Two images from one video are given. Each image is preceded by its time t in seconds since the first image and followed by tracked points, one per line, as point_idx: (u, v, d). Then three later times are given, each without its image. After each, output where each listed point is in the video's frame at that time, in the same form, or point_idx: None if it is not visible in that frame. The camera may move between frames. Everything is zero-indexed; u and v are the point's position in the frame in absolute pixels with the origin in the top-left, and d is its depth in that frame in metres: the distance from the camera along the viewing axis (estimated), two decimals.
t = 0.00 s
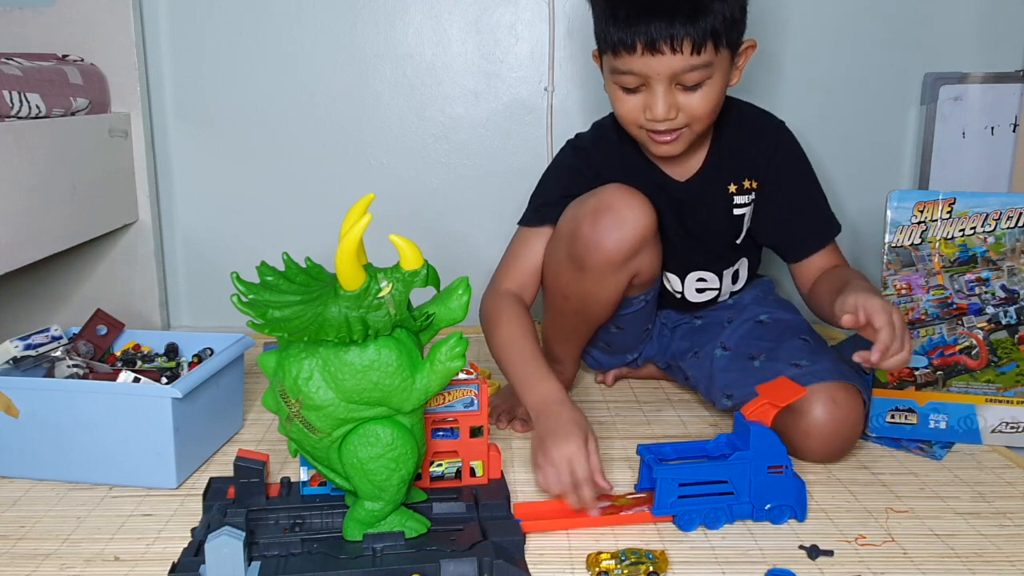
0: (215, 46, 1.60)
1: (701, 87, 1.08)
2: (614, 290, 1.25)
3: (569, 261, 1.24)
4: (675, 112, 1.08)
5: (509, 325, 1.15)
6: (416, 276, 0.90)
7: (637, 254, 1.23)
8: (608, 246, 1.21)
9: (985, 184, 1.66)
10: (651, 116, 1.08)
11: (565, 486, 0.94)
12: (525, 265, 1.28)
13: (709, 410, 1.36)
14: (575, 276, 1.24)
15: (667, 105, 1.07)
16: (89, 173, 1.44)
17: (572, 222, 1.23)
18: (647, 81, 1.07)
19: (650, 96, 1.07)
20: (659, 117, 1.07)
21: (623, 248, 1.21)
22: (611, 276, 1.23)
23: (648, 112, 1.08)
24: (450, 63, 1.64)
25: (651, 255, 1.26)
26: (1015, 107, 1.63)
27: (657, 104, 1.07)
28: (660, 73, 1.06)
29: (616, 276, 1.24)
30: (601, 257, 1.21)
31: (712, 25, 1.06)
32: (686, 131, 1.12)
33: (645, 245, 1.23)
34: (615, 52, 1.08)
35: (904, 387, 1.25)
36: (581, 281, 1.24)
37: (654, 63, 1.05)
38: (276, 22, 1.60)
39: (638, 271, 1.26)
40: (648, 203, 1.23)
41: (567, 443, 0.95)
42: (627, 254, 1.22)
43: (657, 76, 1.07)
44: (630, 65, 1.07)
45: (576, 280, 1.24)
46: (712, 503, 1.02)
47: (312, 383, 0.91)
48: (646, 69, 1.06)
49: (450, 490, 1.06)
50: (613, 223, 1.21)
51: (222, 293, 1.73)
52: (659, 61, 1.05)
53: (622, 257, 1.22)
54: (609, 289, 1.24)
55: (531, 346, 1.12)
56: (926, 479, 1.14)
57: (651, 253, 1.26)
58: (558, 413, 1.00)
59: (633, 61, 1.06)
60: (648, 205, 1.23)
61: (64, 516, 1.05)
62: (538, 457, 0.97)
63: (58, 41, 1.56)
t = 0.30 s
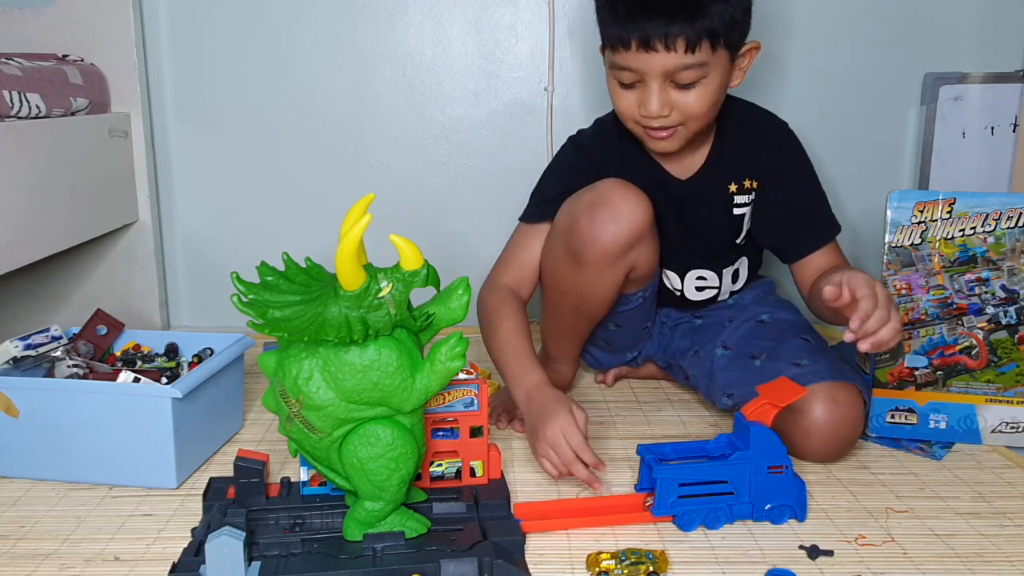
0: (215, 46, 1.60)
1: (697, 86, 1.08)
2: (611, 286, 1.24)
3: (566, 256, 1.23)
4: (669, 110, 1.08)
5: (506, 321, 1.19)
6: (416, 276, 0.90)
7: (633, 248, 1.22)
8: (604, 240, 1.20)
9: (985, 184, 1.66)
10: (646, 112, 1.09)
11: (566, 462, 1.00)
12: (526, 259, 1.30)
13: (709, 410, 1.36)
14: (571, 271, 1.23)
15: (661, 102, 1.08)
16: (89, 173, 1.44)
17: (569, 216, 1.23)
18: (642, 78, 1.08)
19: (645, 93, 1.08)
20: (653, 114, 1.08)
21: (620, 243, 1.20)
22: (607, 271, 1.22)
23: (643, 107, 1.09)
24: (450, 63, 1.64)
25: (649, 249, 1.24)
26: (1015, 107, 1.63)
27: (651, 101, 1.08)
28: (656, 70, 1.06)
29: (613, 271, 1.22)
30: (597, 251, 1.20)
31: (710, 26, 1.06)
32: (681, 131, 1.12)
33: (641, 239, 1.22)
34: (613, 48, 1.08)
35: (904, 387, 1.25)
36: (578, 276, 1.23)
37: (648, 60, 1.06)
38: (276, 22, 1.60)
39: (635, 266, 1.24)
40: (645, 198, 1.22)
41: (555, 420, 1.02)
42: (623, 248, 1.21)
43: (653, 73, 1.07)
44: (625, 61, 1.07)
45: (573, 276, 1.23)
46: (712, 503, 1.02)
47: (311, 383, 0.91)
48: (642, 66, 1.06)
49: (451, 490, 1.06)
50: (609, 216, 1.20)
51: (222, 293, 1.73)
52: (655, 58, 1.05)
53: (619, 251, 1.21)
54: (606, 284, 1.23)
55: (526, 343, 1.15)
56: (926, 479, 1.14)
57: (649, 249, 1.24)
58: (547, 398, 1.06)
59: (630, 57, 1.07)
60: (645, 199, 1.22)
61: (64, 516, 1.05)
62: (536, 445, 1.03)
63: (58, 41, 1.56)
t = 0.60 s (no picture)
0: (215, 46, 1.60)
1: (668, 85, 1.11)
2: (608, 279, 1.25)
3: (563, 250, 1.24)
4: (637, 106, 1.12)
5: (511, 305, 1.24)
6: (416, 276, 0.90)
7: (628, 241, 1.23)
8: (602, 233, 1.21)
9: (985, 184, 1.66)
10: (617, 106, 1.13)
11: (579, 419, 1.07)
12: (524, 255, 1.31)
13: (710, 410, 1.36)
14: (568, 265, 1.24)
15: (629, 97, 1.12)
16: (88, 173, 1.44)
17: (563, 210, 1.24)
18: (615, 73, 1.12)
19: (616, 88, 1.12)
20: (620, 108, 1.12)
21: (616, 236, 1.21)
22: (604, 264, 1.23)
23: (614, 101, 1.13)
24: (450, 63, 1.64)
25: (644, 243, 1.26)
26: (1015, 107, 1.63)
27: (620, 95, 1.12)
28: (625, 66, 1.11)
29: (609, 264, 1.23)
30: (594, 245, 1.21)
31: (677, 28, 1.09)
32: (655, 129, 1.15)
33: (637, 232, 1.24)
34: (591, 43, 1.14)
35: (904, 387, 1.25)
36: (575, 270, 1.24)
37: (616, 57, 1.10)
38: (276, 22, 1.60)
39: (631, 260, 1.25)
40: (641, 193, 1.24)
41: (573, 381, 1.10)
42: (620, 241, 1.22)
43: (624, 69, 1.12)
44: (600, 57, 1.12)
45: (570, 270, 1.24)
46: (712, 503, 1.02)
47: (312, 383, 0.91)
48: (612, 61, 1.11)
49: (450, 490, 1.06)
50: (606, 210, 1.21)
51: (222, 293, 1.73)
52: (623, 54, 1.10)
53: (616, 244, 1.22)
54: (603, 277, 1.24)
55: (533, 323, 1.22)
56: (926, 479, 1.14)
57: (645, 242, 1.26)
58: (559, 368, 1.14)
59: (602, 53, 1.12)
60: (641, 194, 1.24)
61: (64, 516, 1.05)
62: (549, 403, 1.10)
63: (58, 41, 1.56)
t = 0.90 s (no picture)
0: (215, 46, 1.60)
1: (663, 67, 1.12)
2: (599, 270, 1.26)
3: (552, 243, 1.26)
4: (632, 89, 1.13)
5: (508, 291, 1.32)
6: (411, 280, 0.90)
7: (618, 232, 1.25)
8: (588, 222, 1.23)
9: (985, 184, 1.66)
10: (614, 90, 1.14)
11: (517, 380, 1.16)
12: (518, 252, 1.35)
13: (710, 410, 1.36)
14: (558, 259, 1.26)
15: (626, 80, 1.12)
16: (89, 173, 1.44)
17: (548, 205, 1.27)
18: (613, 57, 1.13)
19: (613, 71, 1.13)
20: (616, 92, 1.13)
21: (604, 226, 1.24)
22: (593, 255, 1.25)
23: (611, 85, 1.14)
24: (450, 63, 1.64)
25: (635, 233, 1.27)
26: (1015, 107, 1.63)
27: (617, 79, 1.13)
28: (621, 48, 1.12)
29: (599, 254, 1.25)
30: (582, 235, 1.23)
31: (671, 13, 1.10)
32: (651, 114, 1.16)
33: (625, 221, 1.25)
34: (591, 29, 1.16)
35: (904, 387, 1.25)
36: (565, 263, 1.26)
37: (613, 41, 1.12)
38: (276, 22, 1.60)
39: (621, 250, 1.27)
40: (627, 185, 1.26)
41: (523, 346, 1.18)
42: (607, 228, 1.24)
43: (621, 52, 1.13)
44: (599, 41, 1.14)
45: (561, 263, 1.26)
46: (702, 500, 1.02)
47: (294, 375, 0.90)
48: (610, 44, 1.12)
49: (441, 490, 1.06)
50: (591, 200, 1.24)
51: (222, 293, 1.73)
52: (620, 36, 1.11)
53: (604, 234, 1.24)
54: (594, 267, 1.26)
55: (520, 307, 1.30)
56: (926, 479, 1.14)
57: (636, 234, 1.27)
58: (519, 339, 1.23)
59: (600, 37, 1.13)
60: (627, 185, 1.26)
61: (64, 516, 1.05)
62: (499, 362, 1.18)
63: (58, 41, 1.56)
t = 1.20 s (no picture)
0: (215, 46, 1.60)
1: (660, 62, 1.12)
2: (586, 251, 1.26)
3: (538, 227, 1.26)
4: (631, 85, 1.13)
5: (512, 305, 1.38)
6: (381, 281, 0.91)
7: (601, 212, 1.25)
8: (572, 203, 1.23)
9: (985, 184, 1.66)
10: (612, 88, 1.14)
11: (531, 408, 1.26)
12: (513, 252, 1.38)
13: (710, 409, 1.36)
14: (546, 244, 1.26)
15: (624, 77, 1.12)
16: (89, 173, 1.44)
17: (532, 194, 1.28)
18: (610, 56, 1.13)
19: (611, 69, 1.13)
20: (616, 89, 1.13)
21: (588, 206, 1.23)
22: (578, 236, 1.24)
23: (610, 84, 1.14)
24: (450, 63, 1.64)
25: (620, 212, 1.26)
26: (1015, 107, 1.63)
27: (615, 76, 1.13)
28: (619, 46, 1.12)
29: (585, 234, 1.25)
30: (567, 216, 1.23)
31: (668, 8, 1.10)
32: (650, 111, 1.15)
33: (609, 199, 1.25)
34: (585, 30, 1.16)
35: (904, 387, 1.25)
36: (553, 248, 1.26)
37: (610, 38, 1.12)
38: (276, 22, 1.60)
39: (608, 230, 1.26)
40: (610, 168, 1.27)
41: (534, 375, 1.28)
42: (592, 207, 1.24)
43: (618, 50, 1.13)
44: (595, 41, 1.14)
45: (547, 247, 1.26)
46: (701, 500, 1.02)
47: (269, 382, 0.92)
48: (607, 42, 1.12)
49: (441, 490, 1.06)
50: (573, 180, 1.24)
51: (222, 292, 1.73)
52: (618, 33, 1.11)
53: (589, 213, 1.24)
54: (581, 249, 1.25)
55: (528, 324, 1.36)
56: (926, 479, 1.14)
57: (621, 215, 1.27)
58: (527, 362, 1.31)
59: (596, 36, 1.13)
60: (610, 168, 1.26)
61: (64, 516, 1.05)
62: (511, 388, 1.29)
63: (58, 41, 1.56)
